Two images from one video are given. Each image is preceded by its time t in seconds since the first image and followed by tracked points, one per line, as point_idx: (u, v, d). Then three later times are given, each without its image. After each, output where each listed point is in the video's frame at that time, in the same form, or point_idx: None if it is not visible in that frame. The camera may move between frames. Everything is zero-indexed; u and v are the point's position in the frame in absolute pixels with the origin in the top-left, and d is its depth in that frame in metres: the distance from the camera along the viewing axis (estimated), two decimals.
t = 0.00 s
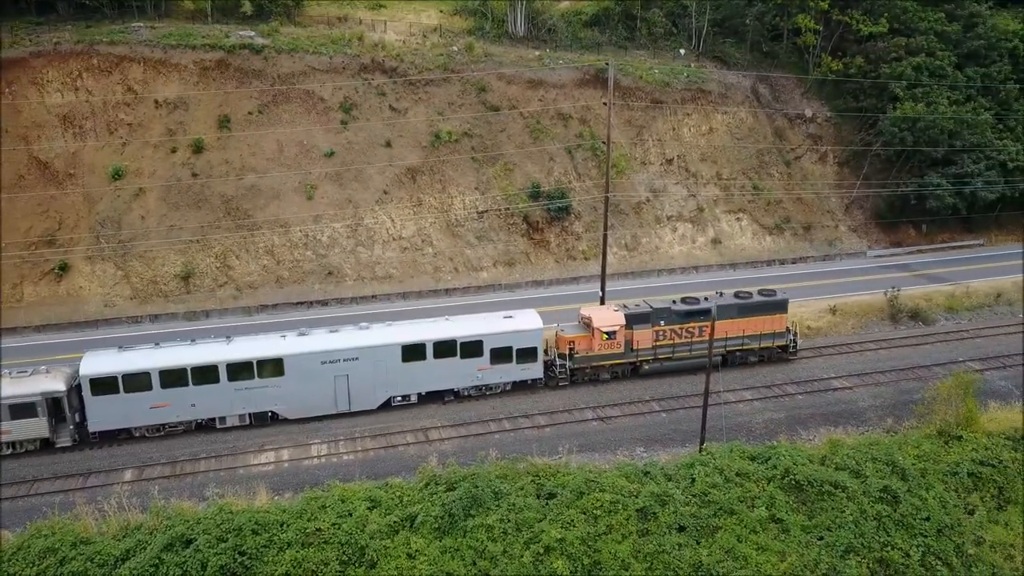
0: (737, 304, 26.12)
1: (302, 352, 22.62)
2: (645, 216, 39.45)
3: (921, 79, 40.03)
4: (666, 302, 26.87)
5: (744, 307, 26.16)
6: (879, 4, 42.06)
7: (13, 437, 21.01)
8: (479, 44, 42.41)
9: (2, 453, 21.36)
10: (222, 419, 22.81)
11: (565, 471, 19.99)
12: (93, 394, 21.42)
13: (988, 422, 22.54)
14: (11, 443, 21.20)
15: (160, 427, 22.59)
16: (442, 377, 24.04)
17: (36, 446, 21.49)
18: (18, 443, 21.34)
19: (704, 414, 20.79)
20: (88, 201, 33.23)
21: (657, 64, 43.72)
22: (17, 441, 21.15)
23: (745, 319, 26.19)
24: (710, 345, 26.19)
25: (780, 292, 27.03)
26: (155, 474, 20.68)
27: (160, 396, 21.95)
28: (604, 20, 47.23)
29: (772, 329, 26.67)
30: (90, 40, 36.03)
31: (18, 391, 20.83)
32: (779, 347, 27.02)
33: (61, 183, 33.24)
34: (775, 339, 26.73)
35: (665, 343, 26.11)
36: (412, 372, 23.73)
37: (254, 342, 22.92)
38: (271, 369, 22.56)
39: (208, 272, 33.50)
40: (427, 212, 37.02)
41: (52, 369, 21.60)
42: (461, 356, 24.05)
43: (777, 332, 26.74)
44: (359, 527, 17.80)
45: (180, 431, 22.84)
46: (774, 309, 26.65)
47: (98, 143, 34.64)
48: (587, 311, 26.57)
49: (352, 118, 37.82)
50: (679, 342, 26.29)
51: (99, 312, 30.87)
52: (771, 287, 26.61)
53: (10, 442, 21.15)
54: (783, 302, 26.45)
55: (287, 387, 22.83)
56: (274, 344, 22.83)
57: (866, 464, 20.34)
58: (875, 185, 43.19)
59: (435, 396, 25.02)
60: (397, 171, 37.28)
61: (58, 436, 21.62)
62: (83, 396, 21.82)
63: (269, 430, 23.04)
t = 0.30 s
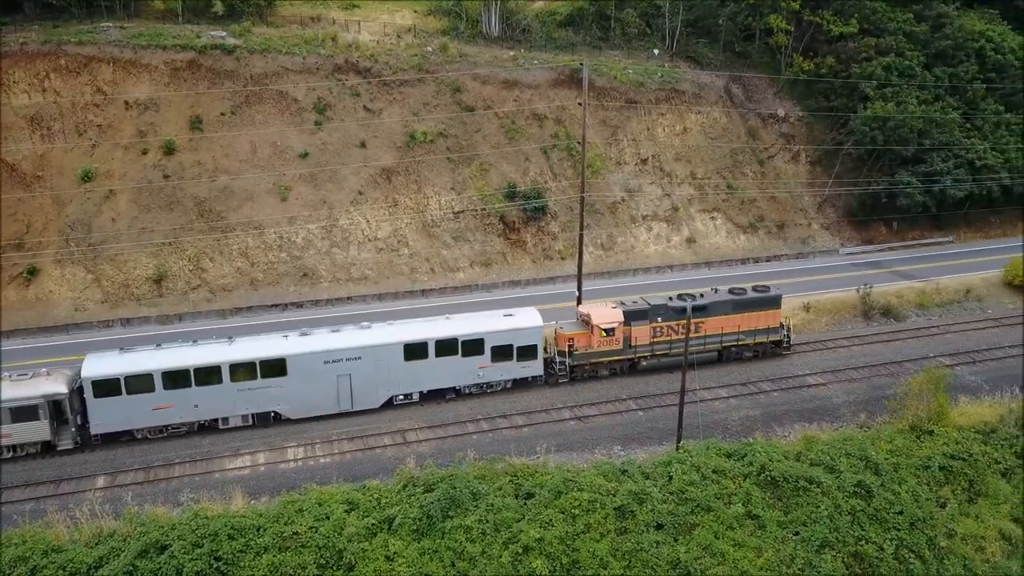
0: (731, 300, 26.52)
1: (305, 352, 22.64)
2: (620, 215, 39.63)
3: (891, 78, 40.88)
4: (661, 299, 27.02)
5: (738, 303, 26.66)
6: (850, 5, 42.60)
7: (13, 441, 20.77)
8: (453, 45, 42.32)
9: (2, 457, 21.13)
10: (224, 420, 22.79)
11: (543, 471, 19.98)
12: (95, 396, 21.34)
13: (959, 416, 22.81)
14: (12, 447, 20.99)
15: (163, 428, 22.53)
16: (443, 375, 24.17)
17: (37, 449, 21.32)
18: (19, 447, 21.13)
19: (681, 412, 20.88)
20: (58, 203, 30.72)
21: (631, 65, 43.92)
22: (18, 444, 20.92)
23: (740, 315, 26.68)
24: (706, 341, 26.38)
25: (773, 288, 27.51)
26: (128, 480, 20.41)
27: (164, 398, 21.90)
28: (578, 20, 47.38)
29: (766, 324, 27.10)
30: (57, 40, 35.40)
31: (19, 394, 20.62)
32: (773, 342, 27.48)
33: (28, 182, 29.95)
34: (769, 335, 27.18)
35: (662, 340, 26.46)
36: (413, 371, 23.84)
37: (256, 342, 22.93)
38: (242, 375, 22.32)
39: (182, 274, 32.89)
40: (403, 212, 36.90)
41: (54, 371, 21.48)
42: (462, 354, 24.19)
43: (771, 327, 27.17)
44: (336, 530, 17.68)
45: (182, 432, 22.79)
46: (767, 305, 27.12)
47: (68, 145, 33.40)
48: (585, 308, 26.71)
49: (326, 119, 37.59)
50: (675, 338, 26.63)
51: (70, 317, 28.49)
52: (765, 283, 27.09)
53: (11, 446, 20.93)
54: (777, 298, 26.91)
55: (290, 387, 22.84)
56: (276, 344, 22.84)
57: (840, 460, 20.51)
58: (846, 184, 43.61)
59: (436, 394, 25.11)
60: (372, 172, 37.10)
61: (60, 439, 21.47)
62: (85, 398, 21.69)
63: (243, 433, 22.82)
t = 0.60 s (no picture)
0: (726, 296, 26.86)
1: (308, 351, 22.62)
2: (596, 215, 39.75)
3: (862, 78, 41.24)
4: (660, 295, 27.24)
5: (733, 299, 27.00)
6: (821, 5, 43.13)
7: (15, 443, 20.34)
8: (428, 45, 42.20)
9: (3, 459, 20.76)
10: (227, 420, 22.76)
11: (522, 471, 19.96)
12: (99, 398, 21.13)
13: (931, 410, 23.13)
14: (15, 449, 20.58)
15: (166, 429, 22.43)
16: (445, 373, 24.32)
17: (40, 450, 20.99)
18: (21, 449, 20.74)
19: (658, 410, 20.98)
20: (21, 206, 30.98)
21: (606, 65, 44.08)
22: (20, 446, 20.51)
23: (735, 311, 27.03)
24: (702, 336, 26.74)
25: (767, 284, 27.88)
26: (102, 486, 20.09)
27: (167, 398, 21.79)
28: (553, 21, 47.56)
29: (760, 320, 27.51)
30: (24, 40, 34.67)
31: (21, 396, 20.14)
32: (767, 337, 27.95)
33: None
34: (764, 330, 27.62)
35: (660, 336, 26.66)
36: (415, 370, 23.94)
37: (259, 342, 22.90)
38: (217, 378, 22.06)
39: (154, 277, 32.44)
40: (378, 213, 36.72)
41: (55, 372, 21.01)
42: (464, 352, 24.33)
43: (765, 323, 27.60)
44: (314, 533, 17.54)
45: (186, 433, 22.72)
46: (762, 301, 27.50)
47: (36, 146, 33.21)
48: (584, 305, 26.94)
49: (301, 120, 37.30)
50: (673, 334, 26.57)
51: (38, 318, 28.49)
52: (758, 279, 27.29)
53: (13, 448, 20.52)
54: (772, 294, 27.29)
55: (293, 387, 22.82)
56: (279, 344, 22.80)
57: (815, 456, 20.70)
58: (820, 182, 43.73)
59: (437, 392, 25.21)
60: (347, 173, 36.87)
61: (63, 441, 21.20)
62: (88, 400, 21.35)
63: (217, 437, 22.58)
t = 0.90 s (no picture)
0: (721, 293, 27.44)
1: (312, 350, 22.76)
2: (574, 215, 39.84)
3: (834, 78, 41.89)
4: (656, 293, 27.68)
5: (729, 296, 27.62)
6: (794, 6, 43.65)
7: (21, 445, 20.43)
8: (404, 45, 42.11)
9: (7, 462, 20.79)
10: (232, 419, 22.77)
11: (501, 471, 19.93)
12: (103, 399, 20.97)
13: (904, 406, 23.51)
14: (20, 451, 20.66)
15: (171, 429, 22.37)
16: (447, 371, 24.53)
17: (44, 453, 21.07)
18: (26, 451, 20.84)
19: (636, 409, 21.04)
20: None
21: (581, 65, 44.25)
22: (26, 449, 20.59)
23: (730, 307, 27.66)
24: (698, 332, 27.22)
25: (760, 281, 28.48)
26: (75, 493, 19.78)
27: (172, 399, 21.70)
28: (529, 21, 47.79)
29: (753, 316, 28.09)
30: None
31: (26, 397, 20.28)
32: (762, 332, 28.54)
33: None
34: (757, 325, 28.20)
35: (657, 332, 26.76)
36: (418, 367, 24.14)
37: (263, 341, 22.95)
38: (191, 382, 21.77)
39: (127, 281, 32.06)
40: (355, 214, 36.54)
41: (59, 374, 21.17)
42: (466, 350, 24.57)
43: (758, 318, 28.19)
44: (292, 537, 17.36)
45: (190, 433, 22.68)
46: (755, 297, 28.08)
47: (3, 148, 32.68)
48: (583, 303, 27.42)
49: (276, 121, 37.02)
50: (670, 330, 26.97)
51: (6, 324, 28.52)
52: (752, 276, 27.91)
53: (18, 450, 20.59)
54: (765, 290, 27.91)
55: (298, 385, 22.91)
56: (283, 343, 22.89)
57: (792, 452, 20.88)
58: (795, 180, 44.28)
59: (439, 390, 25.42)
60: (323, 174, 36.68)
61: (67, 442, 21.26)
62: (92, 401, 21.48)
63: (192, 442, 22.35)
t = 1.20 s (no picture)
0: (717, 289, 27.84)
1: (317, 349, 22.92)
2: (552, 215, 39.95)
3: (809, 77, 42.27)
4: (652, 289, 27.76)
5: (724, 292, 28.00)
6: (767, 7, 44.25)
7: (27, 446, 20.24)
8: (380, 46, 41.96)
9: (13, 463, 20.63)
10: (238, 418, 22.87)
11: (482, 472, 19.87)
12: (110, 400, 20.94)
13: (879, 402, 23.78)
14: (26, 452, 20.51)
15: (177, 429, 22.43)
16: (450, 368, 24.77)
17: (50, 454, 20.92)
18: (32, 453, 20.72)
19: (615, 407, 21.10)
20: None
21: (558, 65, 44.36)
22: (32, 449, 20.44)
23: (725, 303, 28.10)
24: (695, 328, 27.67)
25: (754, 277, 29.01)
26: (49, 500, 19.43)
27: (178, 399, 21.73)
28: (506, 21, 47.79)
29: (748, 311, 28.62)
30: None
31: (31, 398, 20.03)
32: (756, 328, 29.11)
33: None
34: (751, 321, 28.75)
35: (655, 328, 27.10)
36: (421, 365, 24.38)
37: (268, 341, 23.04)
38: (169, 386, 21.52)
39: (101, 284, 31.57)
40: (333, 215, 36.39)
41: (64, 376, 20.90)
42: (469, 347, 24.84)
43: (752, 313, 28.72)
44: (272, 541, 17.19)
45: (196, 432, 22.77)
46: (750, 293, 28.59)
47: None
48: (582, 300, 27.70)
49: (251, 122, 36.73)
50: (668, 326, 27.29)
51: None
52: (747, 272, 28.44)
53: (24, 451, 20.42)
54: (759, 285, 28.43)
55: (303, 384, 23.07)
56: (288, 343, 22.98)
57: (770, 449, 21.02)
58: (770, 179, 44.88)
59: (442, 387, 25.68)
60: (300, 175, 36.46)
61: (73, 443, 21.15)
62: (98, 401, 21.36)
63: (167, 446, 22.09)
